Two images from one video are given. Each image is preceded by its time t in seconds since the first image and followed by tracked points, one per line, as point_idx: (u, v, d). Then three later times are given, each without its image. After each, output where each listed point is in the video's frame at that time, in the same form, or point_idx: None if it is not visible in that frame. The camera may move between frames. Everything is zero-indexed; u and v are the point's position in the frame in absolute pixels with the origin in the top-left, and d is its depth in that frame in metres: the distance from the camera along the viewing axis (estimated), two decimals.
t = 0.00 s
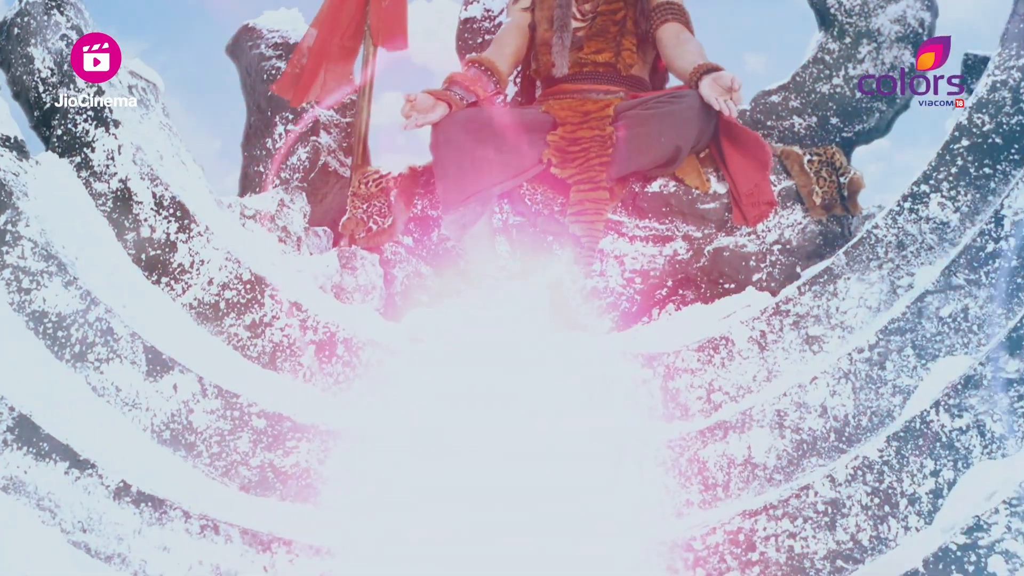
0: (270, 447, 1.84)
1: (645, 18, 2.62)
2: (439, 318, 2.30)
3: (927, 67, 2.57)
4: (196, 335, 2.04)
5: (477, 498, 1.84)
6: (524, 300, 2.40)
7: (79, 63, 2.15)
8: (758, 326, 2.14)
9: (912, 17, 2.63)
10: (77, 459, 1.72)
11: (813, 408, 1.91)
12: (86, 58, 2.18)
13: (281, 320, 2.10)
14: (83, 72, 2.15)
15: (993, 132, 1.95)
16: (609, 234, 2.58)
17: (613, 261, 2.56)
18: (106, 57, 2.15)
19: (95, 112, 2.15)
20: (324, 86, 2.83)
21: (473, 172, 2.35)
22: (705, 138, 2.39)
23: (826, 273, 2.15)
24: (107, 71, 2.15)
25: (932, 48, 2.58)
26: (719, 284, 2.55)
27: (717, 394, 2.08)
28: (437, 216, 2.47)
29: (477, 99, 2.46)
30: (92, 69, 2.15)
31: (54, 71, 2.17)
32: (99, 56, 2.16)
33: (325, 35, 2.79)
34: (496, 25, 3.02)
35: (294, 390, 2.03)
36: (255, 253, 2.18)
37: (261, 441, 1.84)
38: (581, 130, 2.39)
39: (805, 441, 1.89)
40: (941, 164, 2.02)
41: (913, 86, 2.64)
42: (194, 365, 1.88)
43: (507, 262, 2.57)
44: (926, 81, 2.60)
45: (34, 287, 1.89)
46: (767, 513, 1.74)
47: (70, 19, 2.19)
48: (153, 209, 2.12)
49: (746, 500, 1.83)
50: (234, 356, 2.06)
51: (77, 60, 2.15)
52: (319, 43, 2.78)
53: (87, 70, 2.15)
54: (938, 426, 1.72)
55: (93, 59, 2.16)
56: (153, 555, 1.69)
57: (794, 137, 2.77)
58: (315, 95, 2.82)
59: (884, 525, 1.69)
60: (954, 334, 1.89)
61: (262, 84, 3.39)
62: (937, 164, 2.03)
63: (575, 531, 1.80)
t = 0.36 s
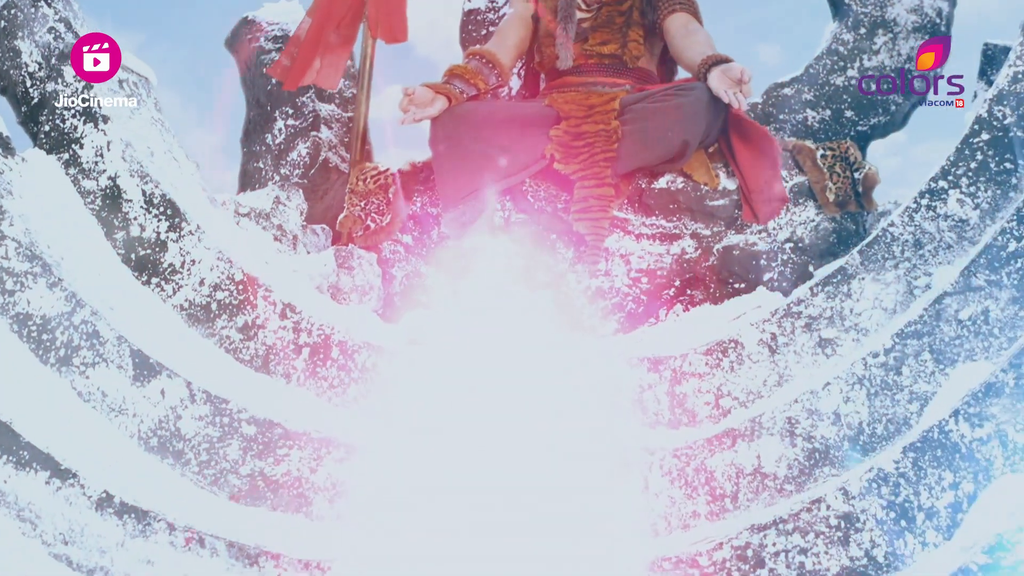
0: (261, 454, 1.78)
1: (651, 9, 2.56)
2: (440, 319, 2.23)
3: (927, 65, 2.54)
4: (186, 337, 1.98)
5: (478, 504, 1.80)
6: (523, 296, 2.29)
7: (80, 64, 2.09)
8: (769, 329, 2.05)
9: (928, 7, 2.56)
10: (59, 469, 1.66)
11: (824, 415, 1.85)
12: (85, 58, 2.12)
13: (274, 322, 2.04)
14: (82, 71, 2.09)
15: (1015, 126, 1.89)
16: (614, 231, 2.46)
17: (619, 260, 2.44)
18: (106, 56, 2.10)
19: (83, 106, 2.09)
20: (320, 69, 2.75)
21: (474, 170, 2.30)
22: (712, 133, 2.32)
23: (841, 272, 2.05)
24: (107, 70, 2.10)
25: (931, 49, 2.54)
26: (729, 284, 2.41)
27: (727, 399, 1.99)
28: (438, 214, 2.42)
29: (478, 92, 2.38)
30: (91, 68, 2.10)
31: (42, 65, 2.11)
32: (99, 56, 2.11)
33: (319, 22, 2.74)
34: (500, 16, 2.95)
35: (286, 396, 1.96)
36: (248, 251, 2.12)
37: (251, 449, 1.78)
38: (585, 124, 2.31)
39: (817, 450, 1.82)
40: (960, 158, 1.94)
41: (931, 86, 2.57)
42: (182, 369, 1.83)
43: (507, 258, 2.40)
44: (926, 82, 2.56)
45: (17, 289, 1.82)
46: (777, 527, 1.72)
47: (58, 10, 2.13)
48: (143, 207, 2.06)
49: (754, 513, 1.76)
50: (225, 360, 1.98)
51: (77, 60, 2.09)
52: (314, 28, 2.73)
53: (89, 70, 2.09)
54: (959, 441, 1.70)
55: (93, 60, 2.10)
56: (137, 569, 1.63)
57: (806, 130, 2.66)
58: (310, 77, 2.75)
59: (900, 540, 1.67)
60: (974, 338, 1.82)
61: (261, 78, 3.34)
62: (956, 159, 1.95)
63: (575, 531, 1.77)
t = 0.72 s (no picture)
0: (253, 465, 1.72)
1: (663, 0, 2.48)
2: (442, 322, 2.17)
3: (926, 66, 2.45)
4: (179, 341, 1.92)
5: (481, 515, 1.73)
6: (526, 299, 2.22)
7: (80, 65, 2.04)
8: (783, 334, 1.98)
9: None
10: (42, 480, 1.61)
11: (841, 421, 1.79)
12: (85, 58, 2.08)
13: (270, 326, 1.97)
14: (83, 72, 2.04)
15: None
16: (622, 230, 2.33)
17: (627, 260, 2.30)
18: (106, 56, 2.04)
19: (75, 102, 2.03)
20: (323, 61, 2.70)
21: (476, 166, 2.22)
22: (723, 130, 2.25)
23: (858, 273, 2.00)
24: (108, 70, 2.03)
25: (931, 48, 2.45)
26: (742, 285, 2.35)
27: (738, 406, 1.92)
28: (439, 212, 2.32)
29: (482, 87, 2.31)
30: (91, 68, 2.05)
31: (32, 61, 2.09)
32: (99, 56, 2.05)
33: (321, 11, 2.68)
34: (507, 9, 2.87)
35: (283, 401, 1.90)
36: (245, 251, 2.05)
37: (243, 459, 1.72)
38: (593, 120, 2.24)
39: (831, 462, 1.75)
40: (984, 155, 1.92)
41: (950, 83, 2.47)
42: (173, 375, 1.77)
43: (510, 260, 2.28)
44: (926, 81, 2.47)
45: (3, 291, 1.79)
46: (791, 544, 1.65)
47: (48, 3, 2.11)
48: (136, 207, 2.00)
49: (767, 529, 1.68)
50: (220, 365, 1.92)
51: (77, 61, 2.05)
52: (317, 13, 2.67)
53: (89, 69, 2.04)
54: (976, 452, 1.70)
55: (93, 60, 2.05)
56: None
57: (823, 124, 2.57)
58: (310, 67, 2.68)
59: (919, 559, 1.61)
60: (998, 343, 1.78)
61: (263, 73, 3.28)
62: (980, 156, 1.92)
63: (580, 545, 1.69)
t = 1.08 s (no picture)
0: (248, 475, 1.65)
1: None
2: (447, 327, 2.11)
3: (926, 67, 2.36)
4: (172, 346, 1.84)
5: (486, 529, 1.67)
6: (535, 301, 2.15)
7: (80, 65, 1.97)
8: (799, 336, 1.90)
9: None
10: (26, 492, 1.54)
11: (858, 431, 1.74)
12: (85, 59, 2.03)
13: (268, 329, 1.91)
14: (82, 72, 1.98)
15: None
16: (634, 229, 2.28)
17: (638, 260, 2.22)
18: (105, 56, 1.98)
19: (68, 99, 1.98)
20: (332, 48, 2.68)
21: (482, 162, 2.14)
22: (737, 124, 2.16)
23: (877, 275, 1.91)
24: (107, 71, 1.97)
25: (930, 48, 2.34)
26: (758, 286, 2.25)
27: (753, 413, 1.84)
28: (445, 211, 2.26)
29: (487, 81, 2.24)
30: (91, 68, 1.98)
31: (23, 55, 2.03)
32: (99, 56, 1.99)
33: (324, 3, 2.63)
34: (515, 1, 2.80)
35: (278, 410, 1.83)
36: (240, 251, 1.99)
37: (237, 469, 1.65)
38: (602, 114, 2.15)
39: (852, 474, 1.72)
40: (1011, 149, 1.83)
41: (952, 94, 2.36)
42: (165, 382, 1.70)
43: (517, 260, 2.22)
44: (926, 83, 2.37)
45: None
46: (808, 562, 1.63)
47: None
48: (129, 206, 1.93)
49: (784, 547, 1.66)
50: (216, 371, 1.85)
51: (77, 61, 1.98)
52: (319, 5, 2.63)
53: (89, 70, 1.97)
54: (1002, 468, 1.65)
55: (93, 60, 1.98)
56: None
57: (842, 119, 2.49)
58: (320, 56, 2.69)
59: None
60: None
61: (266, 67, 3.23)
62: (1006, 151, 1.84)
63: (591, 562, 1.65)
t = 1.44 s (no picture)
0: (243, 482, 1.59)
1: None
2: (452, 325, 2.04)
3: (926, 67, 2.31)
4: (165, 348, 1.78)
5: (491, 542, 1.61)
6: (543, 301, 2.08)
7: (79, 64, 1.93)
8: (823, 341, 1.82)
9: None
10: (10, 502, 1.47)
11: (871, 442, 1.70)
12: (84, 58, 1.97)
13: (266, 330, 1.84)
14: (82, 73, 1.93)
15: None
16: (645, 226, 2.16)
17: (651, 257, 2.13)
18: (106, 56, 1.93)
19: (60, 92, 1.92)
20: (322, 49, 2.70)
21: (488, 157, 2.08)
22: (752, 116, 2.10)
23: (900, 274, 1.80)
24: (107, 71, 1.93)
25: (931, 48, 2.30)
26: (772, 285, 2.13)
27: (770, 420, 1.78)
28: (450, 207, 2.17)
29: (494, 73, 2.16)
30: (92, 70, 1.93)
31: (14, 47, 1.95)
32: (99, 56, 1.94)
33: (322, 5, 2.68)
34: None
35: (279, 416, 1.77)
36: (238, 249, 1.91)
37: (232, 476, 1.59)
38: (611, 107, 2.06)
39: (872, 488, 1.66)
40: None
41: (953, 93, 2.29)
42: (158, 388, 1.64)
43: (523, 257, 2.12)
44: (926, 83, 2.32)
45: None
46: None
47: None
48: (124, 204, 1.88)
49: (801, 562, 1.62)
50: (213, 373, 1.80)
51: (76, 61, 1.93)
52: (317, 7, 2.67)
53: (88, 70, 1.92)
54: (1012, 475, 1.56)
55: (93, 60, 1.93)
56: None
57: (863, 112, 2.37)
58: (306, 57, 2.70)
59: None
60: None
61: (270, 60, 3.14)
62: None
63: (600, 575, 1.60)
